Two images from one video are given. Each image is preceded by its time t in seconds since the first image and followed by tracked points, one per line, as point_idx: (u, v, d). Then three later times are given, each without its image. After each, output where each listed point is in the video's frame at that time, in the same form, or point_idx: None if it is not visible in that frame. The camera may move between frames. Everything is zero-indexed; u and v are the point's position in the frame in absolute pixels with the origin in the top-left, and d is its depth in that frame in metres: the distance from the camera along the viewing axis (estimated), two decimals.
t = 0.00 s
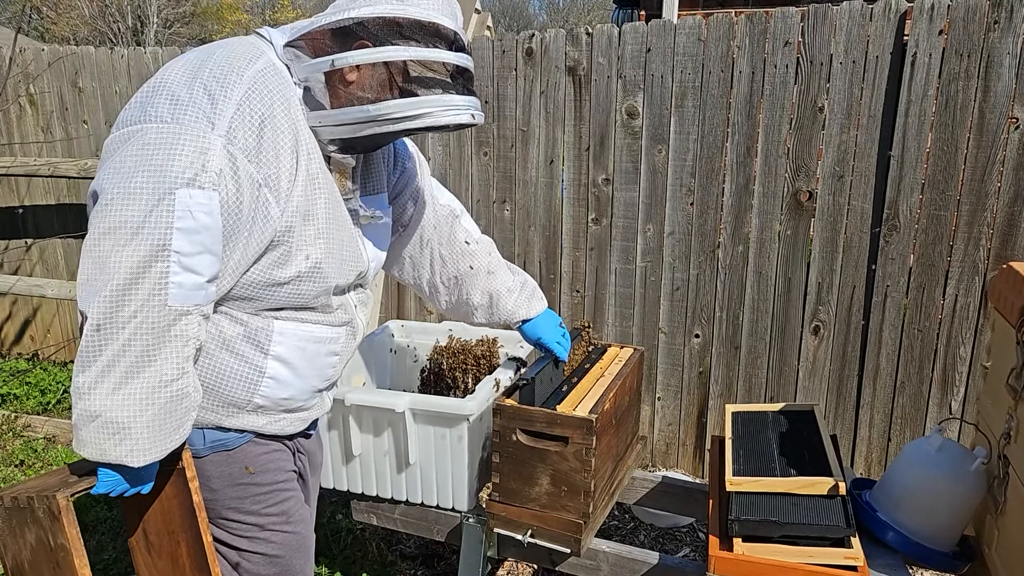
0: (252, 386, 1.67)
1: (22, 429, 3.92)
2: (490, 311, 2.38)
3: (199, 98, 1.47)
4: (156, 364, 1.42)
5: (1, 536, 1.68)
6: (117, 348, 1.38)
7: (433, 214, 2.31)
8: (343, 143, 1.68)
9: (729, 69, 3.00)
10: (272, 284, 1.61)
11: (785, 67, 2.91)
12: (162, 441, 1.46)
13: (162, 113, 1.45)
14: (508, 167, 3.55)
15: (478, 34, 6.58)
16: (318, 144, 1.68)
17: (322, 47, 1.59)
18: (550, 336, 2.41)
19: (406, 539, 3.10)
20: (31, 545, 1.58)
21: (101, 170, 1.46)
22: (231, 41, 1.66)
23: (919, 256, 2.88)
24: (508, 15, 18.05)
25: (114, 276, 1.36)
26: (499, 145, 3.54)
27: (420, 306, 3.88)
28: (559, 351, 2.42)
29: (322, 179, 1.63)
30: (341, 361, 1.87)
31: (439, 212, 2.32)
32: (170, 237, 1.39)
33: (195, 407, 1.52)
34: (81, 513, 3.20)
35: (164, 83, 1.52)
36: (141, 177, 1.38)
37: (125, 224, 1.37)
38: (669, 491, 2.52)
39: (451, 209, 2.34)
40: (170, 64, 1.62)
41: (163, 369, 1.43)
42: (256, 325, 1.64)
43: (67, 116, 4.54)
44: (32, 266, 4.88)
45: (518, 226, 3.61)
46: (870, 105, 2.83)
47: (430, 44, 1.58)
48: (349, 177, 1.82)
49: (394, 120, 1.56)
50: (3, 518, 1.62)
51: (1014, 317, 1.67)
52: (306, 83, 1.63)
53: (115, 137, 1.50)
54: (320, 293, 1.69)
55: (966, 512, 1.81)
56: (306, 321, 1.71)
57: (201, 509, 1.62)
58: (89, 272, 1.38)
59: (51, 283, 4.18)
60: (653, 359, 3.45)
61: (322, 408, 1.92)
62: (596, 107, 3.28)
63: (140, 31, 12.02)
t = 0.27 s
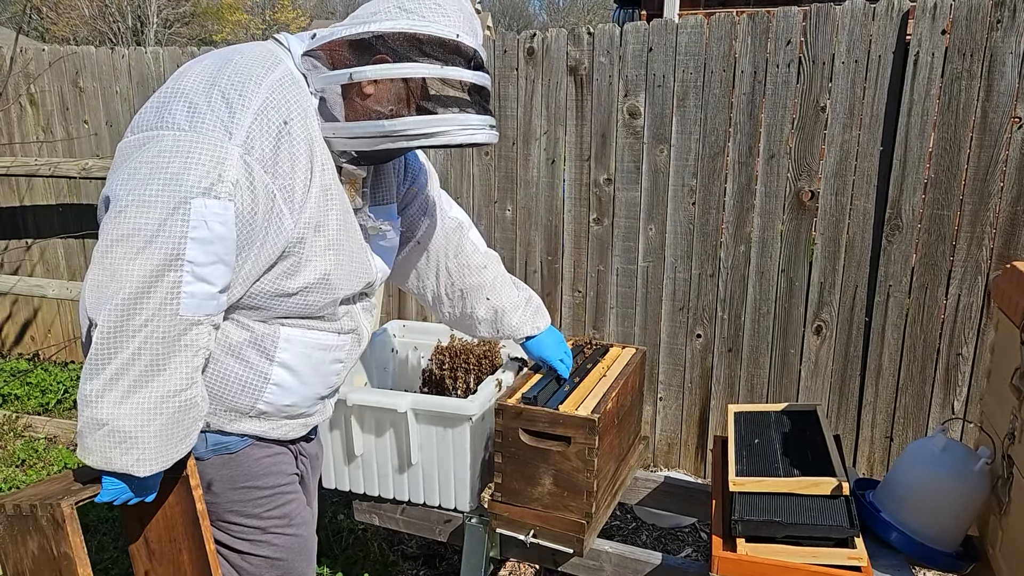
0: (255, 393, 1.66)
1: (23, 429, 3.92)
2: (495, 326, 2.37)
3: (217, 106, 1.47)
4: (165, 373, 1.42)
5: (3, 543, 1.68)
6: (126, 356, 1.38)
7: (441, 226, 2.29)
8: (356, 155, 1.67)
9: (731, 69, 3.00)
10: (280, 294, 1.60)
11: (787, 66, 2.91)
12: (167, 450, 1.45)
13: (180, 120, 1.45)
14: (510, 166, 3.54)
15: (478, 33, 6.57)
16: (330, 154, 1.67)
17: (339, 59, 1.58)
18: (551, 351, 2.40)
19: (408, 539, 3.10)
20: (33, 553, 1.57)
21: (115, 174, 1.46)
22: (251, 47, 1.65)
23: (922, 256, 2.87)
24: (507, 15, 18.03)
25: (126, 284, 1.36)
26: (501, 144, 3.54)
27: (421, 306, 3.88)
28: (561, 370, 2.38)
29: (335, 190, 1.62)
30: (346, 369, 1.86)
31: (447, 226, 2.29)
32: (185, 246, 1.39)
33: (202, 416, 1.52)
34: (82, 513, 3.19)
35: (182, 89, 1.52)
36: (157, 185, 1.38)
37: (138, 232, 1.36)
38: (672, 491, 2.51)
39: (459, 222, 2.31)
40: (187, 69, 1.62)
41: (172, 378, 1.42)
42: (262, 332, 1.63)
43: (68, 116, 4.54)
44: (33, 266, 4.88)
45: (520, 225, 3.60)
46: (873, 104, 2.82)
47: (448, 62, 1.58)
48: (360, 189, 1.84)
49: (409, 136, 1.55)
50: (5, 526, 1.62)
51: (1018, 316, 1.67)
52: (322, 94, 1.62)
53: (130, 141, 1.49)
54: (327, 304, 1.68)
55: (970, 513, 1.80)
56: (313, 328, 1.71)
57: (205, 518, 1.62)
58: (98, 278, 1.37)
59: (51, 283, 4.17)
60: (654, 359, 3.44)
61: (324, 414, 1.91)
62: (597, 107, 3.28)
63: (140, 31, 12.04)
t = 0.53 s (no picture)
0: (259, 396, 1.65)
1: (24, 429, 3.92)
2: (497, 327, 2.38)
3: (229, 111, 1.47)
4: (175, 379, 1.43)
5: (10, 549, 1.69)
6: (136, 361, 1.38)
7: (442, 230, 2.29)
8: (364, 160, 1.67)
9: (733, 69, 3.00)
10: (287, 300, 1.60)
11: (788, 67, 2.91)
12: (175, 455, 1.46)
13: (192, 124, 1.45)
14: (510, 166, 3.54)
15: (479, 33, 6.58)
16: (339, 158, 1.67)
17: (350, 66, 1.58)
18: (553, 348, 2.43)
19: (409, 540, 3.10)
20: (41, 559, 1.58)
21: (124, 176, 1.45)
22: (262, 50, 1.65)
23: (923, 256, 2.87)
24: (507, 15, 18.01)
25: (137, 289, 1.36)
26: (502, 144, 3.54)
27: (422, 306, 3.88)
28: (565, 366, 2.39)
29: (344, 196, 1.63)
30: (349, 372, 1.86)
31: (450, 230, 2.30)
32: (196, 252, 1.39)
33: (210, 421, 1.53)
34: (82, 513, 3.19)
35: (192, 92, 1.52)
36: (169, 190, 1.38)
37: (150, 237, 1.36)
38: (673, 492, 2.51)
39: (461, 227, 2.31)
40: (196, 71, 1.61)
41: (181, 383, 1.43)
42: (268, 336, 1.63)
43: (68, 116, 4.54)
44: (33, 266, 4.88)
45: (521, 226, 3.60)
46: (874, 104, 2.82)
47: (459, 71, 1.56)
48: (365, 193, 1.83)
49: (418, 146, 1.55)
50: (13, 531, 1.62)
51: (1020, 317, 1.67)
52: (332, 99, 1.62)
53: (139, 143, 1.49)
54: (333, 309, 1.69)
55: (972, 513, 1.80)
56: (319, 332, 1.71)
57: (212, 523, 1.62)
58: (107, 282, 1.37)
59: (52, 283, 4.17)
60: (656, 359, 3.45)
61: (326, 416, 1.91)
62: (598, 107, 3.28)
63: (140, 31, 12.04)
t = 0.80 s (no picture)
0: (262, 398, 1.66)
1: (25, 429, 3.92)
2: (486, 331, 2.38)
3: (230, 113, 1.47)
4: (182, 381, 1.43)
5: (20, 559, 1.74)
6: (144, 365, 1.39)
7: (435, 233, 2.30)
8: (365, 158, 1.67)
9: (733, 69, 3.00)
10: (291, 300, 1.60)
11: (789, 66, 2.91)
12: (185, 457, 1.47)
13: (193, 126, 1.45)
14: (511, 166, 3.54)
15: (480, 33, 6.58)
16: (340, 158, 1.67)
17: (349, 66, 1.57)
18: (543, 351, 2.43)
19: (410, 539, 3.10)
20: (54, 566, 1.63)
21: (127, 180, 1.45)
22: (260, 51, 1.65)
23: (923, 255, 2.87)
24: (508, 14, 17.97)
25: (143, 293, 1.36)
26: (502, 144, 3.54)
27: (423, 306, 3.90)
28: (554, 368, 2.38)
29: (345, 196, 1.63)
30: (350, 372, 1.86)
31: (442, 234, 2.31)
32: (201, 254, 1.39)
33: (218, 423, 1.53)
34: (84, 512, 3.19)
35: (193, 93, 1.51)
36: (173, 193, 1.38)
37: (155, 241, 1.36)
38: (673, 491, 2.51)
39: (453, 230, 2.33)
40: (196, 72, 1.61)
41: (189, 385, 1.44)
42: (271, 337, 1.63)
43: (69, 116, 4.55)
44: (35, 266, 4.89)
45: (522, 225, 3.60)
46: (874, 104, 2.82)
47: (458, 69, 1.56)
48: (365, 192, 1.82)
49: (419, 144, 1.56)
50: (24, 540, 1.68)
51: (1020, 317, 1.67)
52: (332, 99, 1.61)
53: (141, 146, 1.48)
54: (335, 309, 1.69)
55: (972, 513, 1.81)
56: (321, 333, 1.71)
57: (219, 523, 1.63)
58: (113, 286, 1.37)
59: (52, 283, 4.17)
60: (656, 359, 3.45)
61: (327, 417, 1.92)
62: (598, 106, 3.28)
63: (141, 31, 12.07)
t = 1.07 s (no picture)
0: (268, 395, 1.65)
1: (26, 428, 3.91)
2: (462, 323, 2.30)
3: (225, 106, 1.46)
4: (189, 378, 1.43)
5: (27, 565, 1.72)
6: (149, 364, 1.38)
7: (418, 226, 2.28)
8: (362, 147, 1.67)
9: (736, 66, 2.99)
10: (294, 294, 1.60)
11: (792, 63, 2.90)
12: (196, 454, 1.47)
13: (189, 121, 1.43)
14: (513, 164, 3.53)
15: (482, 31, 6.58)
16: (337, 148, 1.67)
17: (343, 55, 1.57)
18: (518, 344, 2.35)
19: (412, 537, 3.09)
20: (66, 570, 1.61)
21: (126, 178, 1.44)
22: (252, 43, 1.63)
23: (927, 254, 2.86)
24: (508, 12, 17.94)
25: (147, 290, 1.36)
26: (505, 142, 3.53)
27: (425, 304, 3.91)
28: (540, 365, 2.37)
29: (344, 187, 1.62)
30: (354, 367, 1.85)
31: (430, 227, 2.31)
32: (203, 249, 1.39)
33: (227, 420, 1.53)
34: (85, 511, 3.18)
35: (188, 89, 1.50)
36: (171, 188, 1.37)
37: (157, 238, 1.36)
38: (677, 490, 2.51)
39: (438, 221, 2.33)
40: (190, 67, 1.59)
41: (197, 381, 1.43)
42: (275, 333, 1.62)
43: (70, 113, 4.54)
44: (36, 264, 4.88)
45: (524, 224, 3.60)
46: (878, 101, 2.81)
47: (453, 52, 1.58)
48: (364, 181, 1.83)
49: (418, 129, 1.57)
50: (33, 546, 1.66)
51: None
52: (326, 89, 1.60)
53: (138, 144, 1.47)
54: (339, 301, 1.68)
55: (978, 511, 1.80)
56: (324, 327, 1.70)
57: (230, 523, 1.63)
58: (116, 285, 1.36)
59: (54, 281, 4.17)
60: (659, 357, 3.44)
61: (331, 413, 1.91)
62: (601, 104, 3.27)
63: (141, 29, 12.06)
